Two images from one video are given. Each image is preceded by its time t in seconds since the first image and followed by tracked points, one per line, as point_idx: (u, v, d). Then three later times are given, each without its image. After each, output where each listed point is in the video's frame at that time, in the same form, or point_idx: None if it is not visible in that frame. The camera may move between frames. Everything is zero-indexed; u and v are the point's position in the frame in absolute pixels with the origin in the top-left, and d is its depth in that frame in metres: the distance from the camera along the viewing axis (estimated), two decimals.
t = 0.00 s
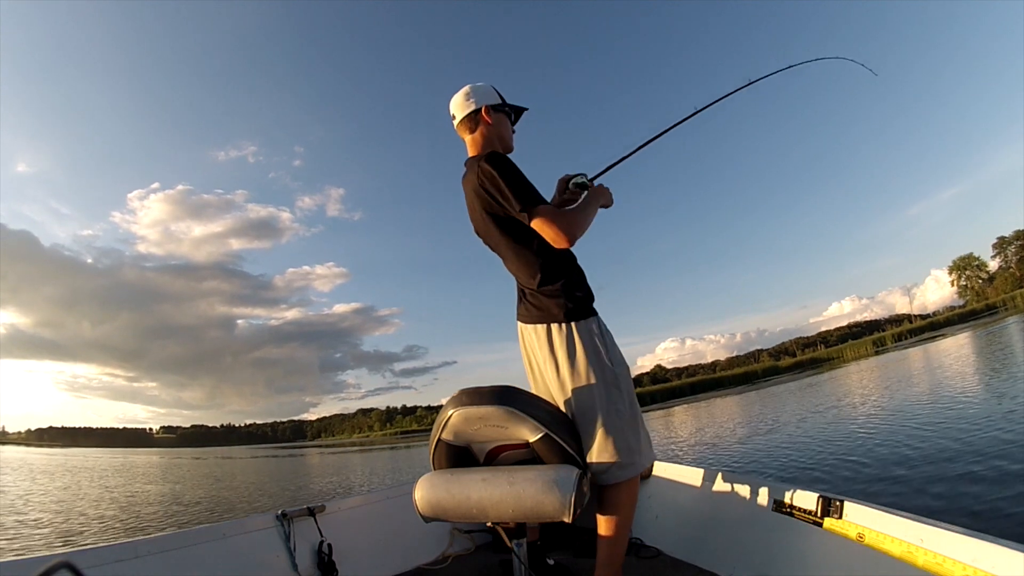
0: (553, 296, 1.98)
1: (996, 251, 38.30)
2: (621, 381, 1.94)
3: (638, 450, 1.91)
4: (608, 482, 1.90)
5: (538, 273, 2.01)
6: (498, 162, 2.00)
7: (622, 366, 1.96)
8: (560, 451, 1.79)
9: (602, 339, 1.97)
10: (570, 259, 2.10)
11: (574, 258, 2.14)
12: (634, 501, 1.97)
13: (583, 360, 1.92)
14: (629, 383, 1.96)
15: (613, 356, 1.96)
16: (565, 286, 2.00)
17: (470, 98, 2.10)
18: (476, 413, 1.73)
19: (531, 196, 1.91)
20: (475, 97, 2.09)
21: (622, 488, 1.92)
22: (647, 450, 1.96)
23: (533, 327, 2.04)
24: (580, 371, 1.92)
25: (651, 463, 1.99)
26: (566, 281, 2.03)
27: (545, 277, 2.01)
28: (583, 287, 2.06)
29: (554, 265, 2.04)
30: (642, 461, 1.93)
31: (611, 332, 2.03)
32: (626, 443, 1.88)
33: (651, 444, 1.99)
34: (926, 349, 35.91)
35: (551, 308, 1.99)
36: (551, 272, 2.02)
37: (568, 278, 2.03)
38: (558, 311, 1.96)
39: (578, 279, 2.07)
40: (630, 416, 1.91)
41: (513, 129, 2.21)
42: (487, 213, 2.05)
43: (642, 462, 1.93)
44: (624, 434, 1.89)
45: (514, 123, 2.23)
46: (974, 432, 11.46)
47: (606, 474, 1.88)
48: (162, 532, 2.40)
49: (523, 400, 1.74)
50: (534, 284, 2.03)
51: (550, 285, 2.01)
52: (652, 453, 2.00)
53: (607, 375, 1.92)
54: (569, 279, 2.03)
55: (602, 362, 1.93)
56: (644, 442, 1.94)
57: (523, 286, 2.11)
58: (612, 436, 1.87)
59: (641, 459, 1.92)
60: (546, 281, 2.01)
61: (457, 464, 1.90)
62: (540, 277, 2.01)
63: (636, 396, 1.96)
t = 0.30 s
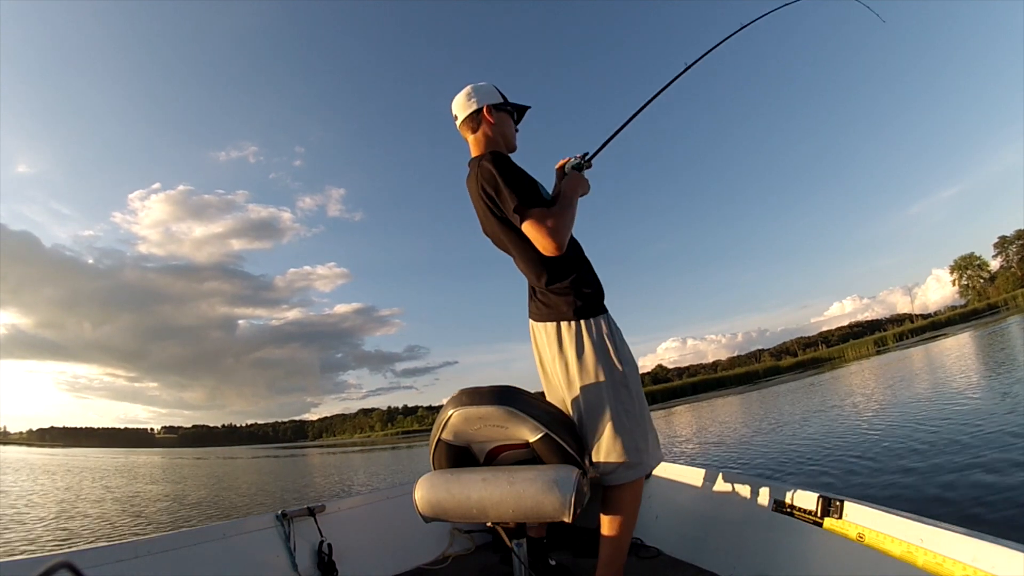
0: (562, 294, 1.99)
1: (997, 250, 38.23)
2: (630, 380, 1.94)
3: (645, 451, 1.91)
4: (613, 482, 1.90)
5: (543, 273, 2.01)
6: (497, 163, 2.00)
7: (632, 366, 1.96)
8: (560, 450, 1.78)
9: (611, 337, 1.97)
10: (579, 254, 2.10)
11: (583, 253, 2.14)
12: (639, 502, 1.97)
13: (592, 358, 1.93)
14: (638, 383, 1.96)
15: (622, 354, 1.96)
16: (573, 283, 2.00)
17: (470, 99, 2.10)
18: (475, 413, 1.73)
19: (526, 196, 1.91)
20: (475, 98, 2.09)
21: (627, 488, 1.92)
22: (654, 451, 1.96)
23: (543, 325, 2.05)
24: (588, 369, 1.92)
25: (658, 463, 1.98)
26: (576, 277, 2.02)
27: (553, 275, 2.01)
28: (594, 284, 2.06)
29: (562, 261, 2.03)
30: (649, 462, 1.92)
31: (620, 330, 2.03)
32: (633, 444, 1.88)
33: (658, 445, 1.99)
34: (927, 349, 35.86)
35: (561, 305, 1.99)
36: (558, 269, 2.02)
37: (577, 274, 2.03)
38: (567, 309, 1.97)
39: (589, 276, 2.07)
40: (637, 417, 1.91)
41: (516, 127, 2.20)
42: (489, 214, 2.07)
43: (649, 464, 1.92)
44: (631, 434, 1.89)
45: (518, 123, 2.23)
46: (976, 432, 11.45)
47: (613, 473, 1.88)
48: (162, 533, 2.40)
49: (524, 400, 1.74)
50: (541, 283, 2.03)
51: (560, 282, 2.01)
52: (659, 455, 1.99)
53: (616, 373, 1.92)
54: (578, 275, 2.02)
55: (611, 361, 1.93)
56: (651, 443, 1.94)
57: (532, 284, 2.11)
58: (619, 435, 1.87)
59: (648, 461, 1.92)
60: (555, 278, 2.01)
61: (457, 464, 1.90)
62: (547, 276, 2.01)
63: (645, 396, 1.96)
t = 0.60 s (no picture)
0: (569, 294, 1.99)
1: (999, 251, 38.18)
2: (639, 380, 1.93)
3: (653, 452, 1.90)
4: (619, 482, 1.89)
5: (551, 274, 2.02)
6: (499, 166, 2.00)
7: (640, 366, 1.95)
8: (560, 451, 1.78)
9: (619, 338, 1.96)
10: (587, 253, 2.09)
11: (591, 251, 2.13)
12: (643, 502, 1.97)
13: (600, 357, 1.93)
14: (647, 383, 1.94)
15: (630, 354, 1.96)
16: (582, 282, 2.00)
17: (471, 103, 2.10)
18: (476, 413, 1.72)
19: (531, 197, 1.91)
20: (476, 101, 2.09)
21: (632, 489, 1.91)
22: (661, 452, 1.95)
23: (552, 325, 2.06)
24: (596, 369, 1.92)
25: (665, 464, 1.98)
26: (585, 276, 2.02)
27: (561, 275, 2.02)
28: (602, 283, 2.05)
29: (570, 260, 2.03)
30: (657, 463, 1.92)
31: (628, 330, 2.02)
32: (640, 443, 1.88)
33: (665, 446, 1.98)
34: (928, 350, 35.81)
35: (569, 305, 1.99)
36: (567, 268, 2.02)
37: (585, 273, 2.02)
38: (575, 309, 1.97)
39: (597, 275, 2.06)
40: (645, 417, 1.90)
41: (518, 129, 2.19)
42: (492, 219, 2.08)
43: (656, 466, 1.91)
44: (638, 434, 1.88)
45: (520, 124, 2.22)
46: (976, 433, 11.44)
47: (621, 474, 1.87)
48: (161, 533, 2.40)
49: (523, 399, 1.74)
50: (549, 284, 2.05)
51: (567, 282, 2.01)
52: (667, 456, 1.98)
53: (623, 374, 1.91)
54: (586, 274, 2.02)
55: (619, 361, 1.92)
56: (659, 444, 1.93)
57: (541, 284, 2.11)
58: (626, 435, 1.87)
59: (655, 462, 1.91)
60: (563, 278, 2.01)
61: (457, 464, 1.89)
62: (556, 276, 2.02)
63: (653, 397, 1.95)
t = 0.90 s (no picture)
0: (574, 293, 1.99)
1: (1000, 250, 38.13)
2: (644, 381, 1.93)
3: (658, 452, 1.90)
4: (623, 482, 1.89)
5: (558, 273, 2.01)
6: (504, 167, 1.99)
7: (645, 365, 1.95)
8: (560, 450, 1.78)
9: (624, 337, 1.96)
10: (591, 251, 2.09)
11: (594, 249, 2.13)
12: (646, 502, 1.97)
13: (606, 357, 1.93)
14: (652, 383, 1.95)
15: (635, 353, 1.96)
16: (587, 281, 2.00)
17: (470, 105, 2.10)
18: (476, 413, 1.72)
19: (538, 195, 1.91)
20: (475, 104, 2.09)
21: (635, 489, 1.91)
22: (666, 451, 1.95)
23: (557, 326, 2.05)
24: (601, 369, 1.92)
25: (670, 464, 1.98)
26: (590, 275, 2.01)
27: (566, 274, 2.01)
28: (607, 282, 2.05)
29: (575, 259, 2.02)
30: (662, 463, 1.91)
31: (632, 329, 2.03)
32: (646, 443, 1.88)
33: (670, 446, 1.98)
34: (929, 348, 35.76)
35: (575, 305, 1.99)
36: (572, 268, 2.01)
37: (590, 273, 2.02)
38: (580, 310, 1.97)
39: (602, 274, 2.06)
40: (650, 417, 1.90)
41: (518, 131, 2.19)
42: (498, 222, 2.07)
43: (662, 466, 1.91)
44: (643, 434, 1.88)
45: (519, 126, 2.22)
46: (977, 432, 11.43)
47: (627, 474, 1.87)
48: (160, 533, 2.41)
49: (524, 399, 1.74)
50: (555, 284, 2.04)
51: (572, 282, 2.00)
52: (671, 456, 1.98)
53: (629, 373, 1.91)
54: (592, 273, 2.01)
55: (625, 361, 1.92)
56: (665, 443, 1.93)
57: (546, 286, 2.11)
58: (632, 435, 1.87)
59: (661, 462, 1.91)
60: (569, 277, 2.00)
61: (456, 464, 1.89)
62: (561, 275, 2.01)
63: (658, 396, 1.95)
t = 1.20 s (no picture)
0: (572, 291, 1.98)
1: (1000, 247, 38.07)
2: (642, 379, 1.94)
3: (658, 449, 1.91)
4: (622, 481, 1.89)
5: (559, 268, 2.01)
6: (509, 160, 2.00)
7: (642, 365, 1.96)
8: (559, 450, 1.78)
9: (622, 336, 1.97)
10: (587, 248, 2.10)
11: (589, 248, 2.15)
12: (644, 501, 1.97)
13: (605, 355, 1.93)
14: (650, 382, 1.95)
15: (633, 351, 1.97)
16: (585, 279, 2.00)
17: (470, 102, 2.10)
18: (475, 414, 1.72)
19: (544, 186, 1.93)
20: (475, 101, 2.09)
21: (635, 487, 1.91)
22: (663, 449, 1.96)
23: (553, 325, 2.03)
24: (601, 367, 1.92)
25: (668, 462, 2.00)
26: (588, 273, 2.02)
27: (564, 271, 2.01)
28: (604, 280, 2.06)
29: (573, 256, 2.03)
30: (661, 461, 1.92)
31: (629, 329, 2.03)
32: (645, 442, 1.88)
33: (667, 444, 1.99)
34: (929, 346, 35.74)
35: (574, 304, 1.98)
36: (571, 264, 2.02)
37: (588, 271, 2.02)
38: (579, 309, 1.96)
39: (598, 271, 2.07)
40: (649, 415, 1.91)
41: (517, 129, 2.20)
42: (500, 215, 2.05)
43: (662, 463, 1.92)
44: (643, 433, 1.88)
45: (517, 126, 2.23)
46: (977, 430, 11.42)
47: (630, 473, 1.87)
48: (159, 533, 2.40)
49: (524, 399, 1.74)
50: (553, 279, 2.02)
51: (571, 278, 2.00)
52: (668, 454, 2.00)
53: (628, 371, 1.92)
54: (589, 271, 2.02)
55: (623, 360, 1.93)
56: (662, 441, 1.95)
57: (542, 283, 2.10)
58: (631, 433, 1.87)
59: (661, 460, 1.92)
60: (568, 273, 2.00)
61: (456, 464, 1.90)
62: (560, 271, 2.00)
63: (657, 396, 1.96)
